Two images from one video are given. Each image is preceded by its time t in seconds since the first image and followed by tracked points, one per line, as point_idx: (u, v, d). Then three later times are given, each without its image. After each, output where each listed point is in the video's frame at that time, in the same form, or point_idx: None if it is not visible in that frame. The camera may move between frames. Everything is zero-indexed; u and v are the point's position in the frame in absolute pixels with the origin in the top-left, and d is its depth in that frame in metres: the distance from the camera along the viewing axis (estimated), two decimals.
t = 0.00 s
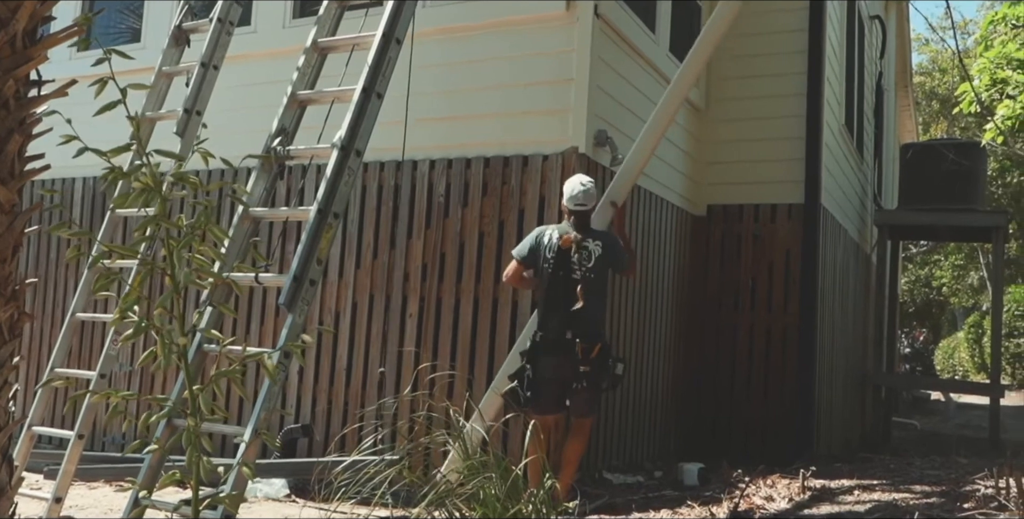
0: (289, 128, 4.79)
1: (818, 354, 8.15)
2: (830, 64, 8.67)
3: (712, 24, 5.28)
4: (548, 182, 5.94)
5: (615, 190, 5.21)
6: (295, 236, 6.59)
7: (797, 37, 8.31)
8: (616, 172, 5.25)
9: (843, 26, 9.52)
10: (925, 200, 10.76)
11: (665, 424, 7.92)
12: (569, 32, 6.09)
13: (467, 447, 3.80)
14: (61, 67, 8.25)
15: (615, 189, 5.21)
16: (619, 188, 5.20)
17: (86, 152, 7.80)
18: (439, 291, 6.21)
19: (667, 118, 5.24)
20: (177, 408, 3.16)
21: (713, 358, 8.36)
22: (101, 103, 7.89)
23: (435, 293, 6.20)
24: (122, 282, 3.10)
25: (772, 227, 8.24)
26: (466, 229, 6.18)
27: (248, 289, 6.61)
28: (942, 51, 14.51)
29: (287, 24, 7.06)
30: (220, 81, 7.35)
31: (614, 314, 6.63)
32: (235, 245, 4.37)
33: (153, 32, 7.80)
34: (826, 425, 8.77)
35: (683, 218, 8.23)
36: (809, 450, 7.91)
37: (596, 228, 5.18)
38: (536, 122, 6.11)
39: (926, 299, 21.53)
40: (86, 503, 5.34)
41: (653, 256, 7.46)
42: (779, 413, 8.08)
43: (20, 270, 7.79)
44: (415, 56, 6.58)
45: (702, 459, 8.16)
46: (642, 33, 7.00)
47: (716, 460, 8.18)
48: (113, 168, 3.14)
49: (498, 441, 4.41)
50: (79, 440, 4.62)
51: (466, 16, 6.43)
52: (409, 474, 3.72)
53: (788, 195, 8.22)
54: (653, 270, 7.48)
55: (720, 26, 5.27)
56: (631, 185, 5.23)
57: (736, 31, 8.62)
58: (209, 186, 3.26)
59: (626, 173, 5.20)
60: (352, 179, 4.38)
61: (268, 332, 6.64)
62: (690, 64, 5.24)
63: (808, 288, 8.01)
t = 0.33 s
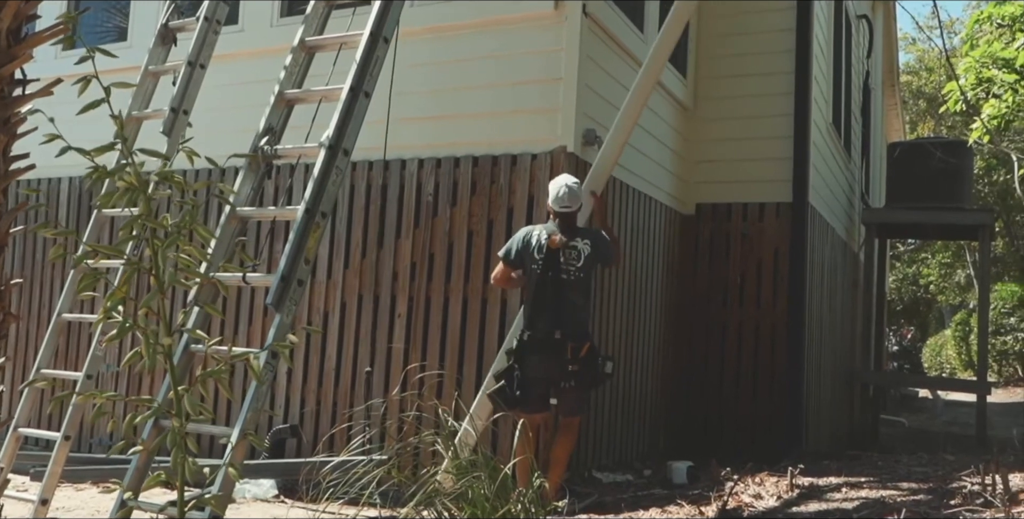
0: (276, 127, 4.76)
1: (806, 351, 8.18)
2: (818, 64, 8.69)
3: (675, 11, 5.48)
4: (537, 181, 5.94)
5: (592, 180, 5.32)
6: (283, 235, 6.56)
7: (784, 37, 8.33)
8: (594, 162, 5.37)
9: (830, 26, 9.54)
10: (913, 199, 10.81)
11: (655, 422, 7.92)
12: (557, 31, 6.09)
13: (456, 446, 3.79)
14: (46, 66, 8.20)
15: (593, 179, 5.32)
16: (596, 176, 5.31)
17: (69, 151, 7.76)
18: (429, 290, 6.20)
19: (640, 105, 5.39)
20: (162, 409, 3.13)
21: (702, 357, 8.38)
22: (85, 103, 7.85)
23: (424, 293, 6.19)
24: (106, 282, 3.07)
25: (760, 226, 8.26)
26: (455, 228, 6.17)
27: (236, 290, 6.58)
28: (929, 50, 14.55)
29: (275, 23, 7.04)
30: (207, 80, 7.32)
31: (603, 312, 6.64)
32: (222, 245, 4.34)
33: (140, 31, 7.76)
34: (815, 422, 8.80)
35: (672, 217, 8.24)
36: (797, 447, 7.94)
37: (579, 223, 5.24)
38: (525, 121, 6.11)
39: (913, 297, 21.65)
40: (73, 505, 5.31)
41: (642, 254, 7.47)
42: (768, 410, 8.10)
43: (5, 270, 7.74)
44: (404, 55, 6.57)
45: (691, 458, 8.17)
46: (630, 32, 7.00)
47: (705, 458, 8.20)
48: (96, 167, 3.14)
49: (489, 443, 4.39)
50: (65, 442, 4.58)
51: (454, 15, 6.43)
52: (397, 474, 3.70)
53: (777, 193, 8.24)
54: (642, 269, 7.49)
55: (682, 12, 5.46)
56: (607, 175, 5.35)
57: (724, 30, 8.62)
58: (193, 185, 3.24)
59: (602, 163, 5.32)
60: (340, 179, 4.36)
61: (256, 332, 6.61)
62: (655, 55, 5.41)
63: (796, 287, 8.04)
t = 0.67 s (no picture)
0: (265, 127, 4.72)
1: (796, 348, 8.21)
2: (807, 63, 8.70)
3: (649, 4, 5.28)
4: (527, 180, 5.94)
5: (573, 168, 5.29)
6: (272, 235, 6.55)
7: (773, 36, 8.34)
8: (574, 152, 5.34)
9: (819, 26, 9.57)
10: (903, 198, 10.90)
11: (645, 420, 7.93)
12: (547, 30, 6.09)
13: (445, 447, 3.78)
14: (33, 65, 8.16)
15: (573, 171, 5.30)
16: (575, 167, 5.29)
17: (55, 151, 7.72)
18: (419, 289, 6.20)
19: (616, 97, 5.31)
20: (149, 409, 3.12)
21: (692, 355, 8.39)
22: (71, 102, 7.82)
23: (414, 291, 6.19)
24: (93, 281, 3.05)
25: (750, 225, 8.28)
26: (445, 227, 6.17)
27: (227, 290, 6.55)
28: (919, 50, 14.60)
29: (264, 22, 7.02)
30: (196, 79, 7.29)
31: (592, 310, 6.65)
32: (210, 245, 4.31)
33: (128, 30, 7.73)
34: (804, 419, 8.83)
35: (662, 216, 8.25)
36: (787, 443, 7.96)
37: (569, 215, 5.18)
38: (515, 120, 6.11)
39: (903, 295, 21.88)
40: (63, 506, 5.28)
41: (632, 252, 7.48)
42: (758, 408, 8.13)
43: None
44: (393, 54, 6.55)
45: (682, 456, 8.19)
46: (620, 31, 7.00)
47: (696, 456, 8.21)
48: (80, 166, 3.11)
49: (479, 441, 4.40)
50: (53, 443, 4.56)
51: (443, 15, 6.42)
52: (386, 474, 3.69)
53: (766, 192, 8.25)
54: (633, 266, 7.50)
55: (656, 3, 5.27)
56: (587, 166, 5.33)
57: (713, 29, 8.63)
58: (178, 184, 3.22)
59: (581, 156, 5.31)
60: (329, 178, 4.35)
61: (246, 331, 6.60)
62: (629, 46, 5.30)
63: (786, 285, 8.06)
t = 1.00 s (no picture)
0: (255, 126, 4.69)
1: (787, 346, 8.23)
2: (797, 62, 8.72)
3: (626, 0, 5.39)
4: (519, 179, 5.93)
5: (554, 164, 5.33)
6: (263, 235, 6.52)
7: (764, 36, 8.36)
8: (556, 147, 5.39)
9: (809, 24, 9.58)
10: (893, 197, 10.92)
11: (637, 420, 7.93)
12: (538, 29, 6.09)
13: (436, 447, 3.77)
14: (20, 64, 8.12)
15: (554, 166, 5.33)
16: (557, 162, 5.33)
17: (43, 151, 7.69)
18: (410, 289, 6.19)
19: (596, 92, 5.37)
20: (138, 409, 3.11)
21: (684, 355, 8.39)
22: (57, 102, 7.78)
23: (406, 290, 6.18)
24: (80, 281, 3.04)
25: (741, 224, 8.30)
26: (437, 226, 6.16)
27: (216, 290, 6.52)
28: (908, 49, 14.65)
29: (254, 21, 7.01)
30: (186, 79, 7.26)
31: (584, 309, 6.65)
32: (200, 245, 4.28)
33: (117, 30, 7.69)
34: (796, 418, 8.85)
35: (653, 215, 8.25)
36: (778, 442, 7.99)
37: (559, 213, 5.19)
38: (506, 120, 6.10)
39: (894, 294, 22.00)
40: (53, 508, 5.25)
41: (624, 252, 7.48)
42: (750, 407, 8.14)
43: None
44: (384, 53, 6.54)
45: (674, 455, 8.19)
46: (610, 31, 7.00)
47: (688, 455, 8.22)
48: (68, 166, 3.10)
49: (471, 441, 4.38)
50: (43, 444, 4.55)
51: (435, 14, 6.41)
52: (378, 475, 3.68)
53: (757, 191, 8.27)
54: (624, 266, 7.50)
55: None
56: (568, 162, 5.35)
57: (704, 28, 8.64)
58: (167, 184, 3.21)
59: (562, 152, 5.33)
60: (320, 178, 4.33)
61: (237, 332, 6.58)
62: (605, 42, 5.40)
63: (778, 285, 8.08)
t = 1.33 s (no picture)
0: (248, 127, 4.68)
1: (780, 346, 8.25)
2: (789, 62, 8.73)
3: None
4: (511, 179, 5.93)
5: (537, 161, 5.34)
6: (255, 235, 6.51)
7: (757, 36, 8.37)
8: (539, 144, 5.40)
9: (801, 24, 9.59)
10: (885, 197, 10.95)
11: (631, 420, 7.94)
12: (531, 29, 6.10)
13: (429, 447, 3.76)
14: (10, 64, 8.09)
15: (538, 164, 5.33)
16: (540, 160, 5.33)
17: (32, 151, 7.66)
18: (403, 290, 6.18)
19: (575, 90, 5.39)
20: (128, 410, 3.10)
21: (677, 355, 8.40)
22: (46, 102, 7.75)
23: (398, 291, 6.17)
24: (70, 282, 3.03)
25: (734, 224, 8.31)
26: (430, 227, 6.15)
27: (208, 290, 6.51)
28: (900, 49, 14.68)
29: (247, 21, 7.00)
30: (178, 79, 7.25)
31: (577, 309, 6.65)
32: (192, 246, 4.27)
33: (109, 30, 7.67)
34: (789, 418, 8.87)
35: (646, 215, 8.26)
36: (771, 441, 8.00)
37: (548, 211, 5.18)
38: (499, 120, 6.11)
39: (886, 293, 22.12)
40: (44, 510, 5.22)
41: (617, 251, 7.49)
42: (743, 406, 8.15)
43: None
44: (377, 53, 6.54)
45: (667, 455, 8.21)
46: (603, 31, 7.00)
47: (682, 454, 8.23)
48: (57, 167, 3.09)
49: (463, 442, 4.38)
50: (34, 446, 4.52)
51: (428, 15, 6.41)
52: (371, 476, 3.66)
53: (749, 191, 8.28)
54: (617, 266, 7.51)
55: None
56: (552, 160, 5.38)
57: (697, 29, 8.65)
58: (157, 185, 3.21)
59: (546, 150, 5.35)
60: (313, 178, 4.32)
61: (230, 333, 6.56)
62: (585, 40, 5.44)
63: (770, 285, 8.10)
